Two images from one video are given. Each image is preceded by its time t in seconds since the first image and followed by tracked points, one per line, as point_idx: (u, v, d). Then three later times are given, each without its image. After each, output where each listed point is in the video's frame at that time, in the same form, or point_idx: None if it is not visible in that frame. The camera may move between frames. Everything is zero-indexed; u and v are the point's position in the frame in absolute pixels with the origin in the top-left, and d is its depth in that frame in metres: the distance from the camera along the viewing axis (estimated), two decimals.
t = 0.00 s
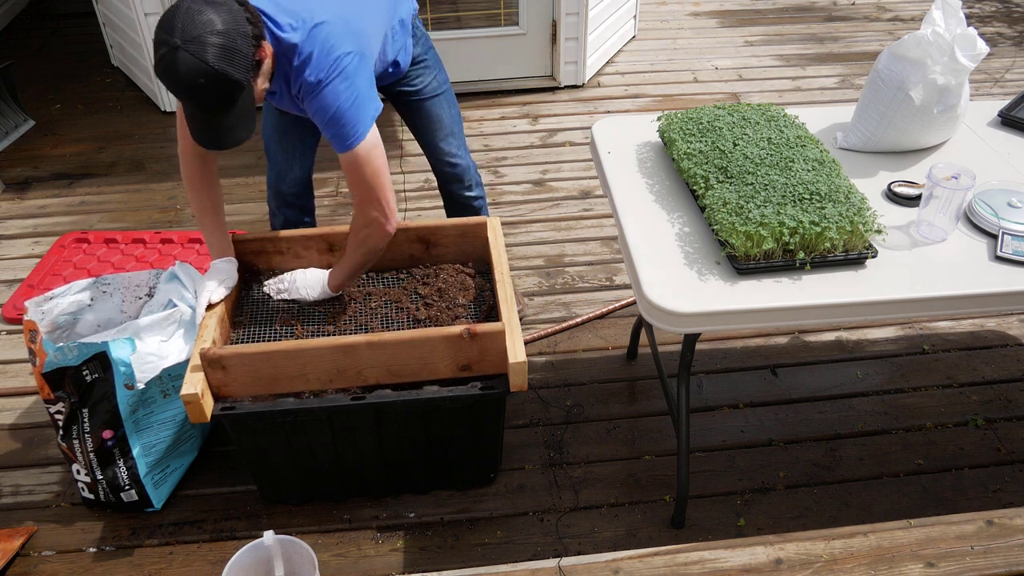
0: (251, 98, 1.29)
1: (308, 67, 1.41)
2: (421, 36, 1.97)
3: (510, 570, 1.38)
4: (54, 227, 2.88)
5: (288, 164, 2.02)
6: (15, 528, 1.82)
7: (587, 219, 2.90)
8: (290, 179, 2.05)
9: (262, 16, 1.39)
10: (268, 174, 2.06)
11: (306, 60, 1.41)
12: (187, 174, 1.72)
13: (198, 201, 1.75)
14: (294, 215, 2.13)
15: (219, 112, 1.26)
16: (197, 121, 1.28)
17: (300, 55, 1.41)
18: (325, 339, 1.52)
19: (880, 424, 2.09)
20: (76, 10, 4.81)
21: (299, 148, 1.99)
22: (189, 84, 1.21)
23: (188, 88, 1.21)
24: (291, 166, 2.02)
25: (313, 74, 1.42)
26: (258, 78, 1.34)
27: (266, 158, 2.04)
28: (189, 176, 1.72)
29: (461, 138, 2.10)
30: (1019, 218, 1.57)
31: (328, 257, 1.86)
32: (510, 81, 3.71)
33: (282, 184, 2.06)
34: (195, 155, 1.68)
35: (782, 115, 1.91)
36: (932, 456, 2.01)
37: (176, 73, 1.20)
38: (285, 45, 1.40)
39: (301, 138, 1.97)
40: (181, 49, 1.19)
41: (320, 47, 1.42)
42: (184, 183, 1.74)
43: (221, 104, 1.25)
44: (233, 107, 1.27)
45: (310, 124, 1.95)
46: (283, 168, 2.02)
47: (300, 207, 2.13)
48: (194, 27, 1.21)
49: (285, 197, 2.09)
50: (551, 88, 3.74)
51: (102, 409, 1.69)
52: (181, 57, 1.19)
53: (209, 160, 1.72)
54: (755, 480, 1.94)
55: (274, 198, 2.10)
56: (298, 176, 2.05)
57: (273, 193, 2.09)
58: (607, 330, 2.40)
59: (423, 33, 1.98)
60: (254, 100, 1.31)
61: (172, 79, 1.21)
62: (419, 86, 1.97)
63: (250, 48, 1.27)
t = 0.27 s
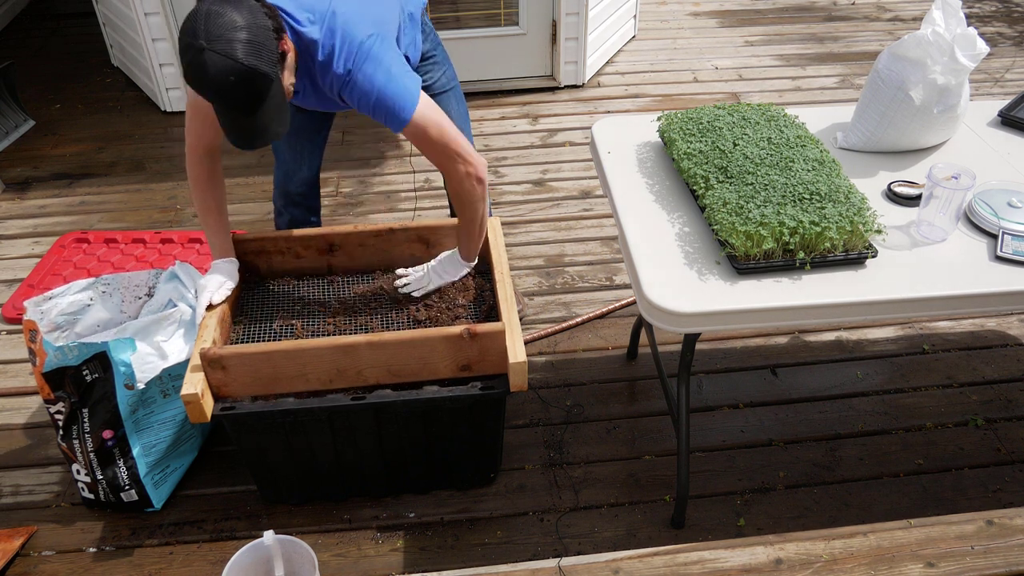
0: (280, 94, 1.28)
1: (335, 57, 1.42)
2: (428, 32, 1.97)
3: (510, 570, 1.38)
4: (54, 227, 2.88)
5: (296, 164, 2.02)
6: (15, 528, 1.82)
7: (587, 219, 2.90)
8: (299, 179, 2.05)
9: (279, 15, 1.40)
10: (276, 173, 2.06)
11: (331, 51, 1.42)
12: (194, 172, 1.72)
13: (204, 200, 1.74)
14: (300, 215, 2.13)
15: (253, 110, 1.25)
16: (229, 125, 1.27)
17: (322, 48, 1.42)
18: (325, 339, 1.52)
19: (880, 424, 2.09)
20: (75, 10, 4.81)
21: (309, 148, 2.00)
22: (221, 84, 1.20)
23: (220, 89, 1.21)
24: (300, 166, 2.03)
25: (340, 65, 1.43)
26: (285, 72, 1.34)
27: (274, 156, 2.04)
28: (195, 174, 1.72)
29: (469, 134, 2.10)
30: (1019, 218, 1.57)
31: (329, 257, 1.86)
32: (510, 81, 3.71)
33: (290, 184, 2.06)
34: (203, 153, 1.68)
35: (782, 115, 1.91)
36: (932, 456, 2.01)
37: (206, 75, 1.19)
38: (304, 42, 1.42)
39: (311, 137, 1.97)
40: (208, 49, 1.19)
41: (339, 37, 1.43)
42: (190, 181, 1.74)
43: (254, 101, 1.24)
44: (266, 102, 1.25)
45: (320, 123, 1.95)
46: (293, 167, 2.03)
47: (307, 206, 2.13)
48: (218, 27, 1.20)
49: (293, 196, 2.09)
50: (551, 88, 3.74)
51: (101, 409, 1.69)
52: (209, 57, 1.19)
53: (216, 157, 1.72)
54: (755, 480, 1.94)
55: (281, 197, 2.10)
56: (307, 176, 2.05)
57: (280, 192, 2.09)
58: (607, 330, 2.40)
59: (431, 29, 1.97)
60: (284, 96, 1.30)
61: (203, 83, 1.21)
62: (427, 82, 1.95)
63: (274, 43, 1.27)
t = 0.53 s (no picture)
0: (311, 74, 1.28)
1: (357, 30, 1.50)
2: (429, 27, 1.98)
3: (510, 570, 1.38)
4: (54, 227, 2.88)
5: (301, 165, 2.02)
6: (15, 528, 1.82)
7: (587, 218, 2.90)
8: (302, 179, 2.05)
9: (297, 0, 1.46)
10: (279, 174, 2.06)
11: (351, 26, 1.50)
12: (199, 172, 1.68)
13: (209, 200, 1.71)
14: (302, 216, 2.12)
15: (287, 91, 1.24)
16: (264, 111, 1.25)
17: (342, 23, 1.49)
18: (325, 339, 1.52)
19: (880, 424, 2.09)
20: (76, 10, 4.81)
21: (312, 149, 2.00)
22: (256, 65, 1.20)
23: (256, 71, 1.20)
24: (304, 166, 2.03)
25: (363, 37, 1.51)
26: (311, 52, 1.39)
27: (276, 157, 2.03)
28: (199, 175, 1.69)
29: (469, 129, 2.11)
30: (1019, 218, 1.57)
31: (329, 257, 1.86)
32: (510, 81, 3.71)
33: (294, 183, 2.06)
34: (209, 154, 1.65)
35: (781, 115, 1.91)
36: (932, 456, 2.01)
37: (240, 58, 1.19)
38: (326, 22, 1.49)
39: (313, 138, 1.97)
40: (240, 32, 1.19)
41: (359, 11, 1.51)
42: (194, 179, 1.70)
43: (289, 81, 1.23)
44: (299, 83, 1.25)
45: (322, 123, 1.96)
46: (296, 167, 2.03)
47: (310, 205, 2.13)
48: (245, 12, 1.21)
49: (296, 196, 2.09)
50: (551, 88, 3.74)
51: (101, 409, 1.69)
52: (241, 39, 1.19)
53: (223, 158, 1.69)
54: (755, 480, 1.94)
55: (284, 197, 2.09)
56: (310, 176, 2.06)
57: (284, 193, 2.08)
58: (608, 330, 2.40)
59: (431, 24, 1.99)
60: (315, 77, 1.30)
61: (238, 67, 1.20)
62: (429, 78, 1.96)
63: (300, 25, 1.28)
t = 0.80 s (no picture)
0: (329, 73, 1.28)
1: (368, 50, 1.43)
2: (424, 29, 1.99)
3: (510, 570, 1.38)
4: (54, 227, 2.88)
5: (297, 165, 2.03)
6: (15, 528, 1.82)
7: (587, 219, 2.90)
8: (299, 179, 2.05)
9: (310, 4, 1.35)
10: (276, 173, 2.06)
11: (363, 43, 1.42)
12: (197, 173, 1.67)
13: (207, 200, 1.70)
14: (301, 216, 2.13)
15: (309, 92, 1.24)
16: (285, 113, 1.25)
17: (354, 37, 1.41)
18: (326, 339, 1.52)
19: (881, 424, 2.09)
20: (76, 10, 4.81)
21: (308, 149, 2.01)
22: (279, 67, 1.19)
23: (279, 73, 1.20)
24: (300, 166, 2.03)
25: (373, 55, 1.44)
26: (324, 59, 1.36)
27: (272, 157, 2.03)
28: (197, 175, 1.67)
29: (466, 128, 2.11)
30: (1019, 218, 1.57)
31: (328, 257, 1.87)
32: (510, 81, 3.71)
33: (291, 183, 2.06)
34: (209, 154, 1.64)
35: (782, 115, 1.91)
36: (932, 456, 2.01)
37: (263, 58, 1.18)
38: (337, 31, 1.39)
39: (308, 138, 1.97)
40: (261, 34, 1.18)
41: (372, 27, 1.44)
42: (192, 180, 1.69)
43: (311, 82, 1.23)
44: (320, 84, 1.25)
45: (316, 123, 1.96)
46: (293, 167, 2.03)
47: (307, 205, 2.13)
48: (264, 13, 1.20)
49: (293, 196, 2.09)
50: (551, 88, 3.74)
51: (101, 409, 1.69)
52: (263, 40, 1.18)
53: (222, 159, 1.68)
54: (755, 480, 1.94)
55: (281, 197, 2.10)
56: (307, 175, 2.06)
57: (281, 193, 2.09)
58: (608, 330, 2.40)
59: (426, 25, 2.00)
60: (333, 77, 1.30)
61: (260, 69, 1.19)
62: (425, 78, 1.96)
63: (316, 25, 1.28)
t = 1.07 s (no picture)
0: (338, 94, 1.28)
1: (374, 69, 1.43)
2: (421, 29, 1.99)
3: (510, 570, 1.38)
4: (54, 227, 2.88)
5: (294, 165, 2.02)
6: (15, 528, 1.82)
7: (587, 219, 2.90)
8: (296, 180, 2.05)
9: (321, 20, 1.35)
10: (273, 175, 2.06)
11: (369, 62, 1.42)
12: (196, 173, 1.67)
13: (207, 201, 1.70)
14: (299, 216, 2.13)
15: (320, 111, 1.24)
16: (295, 131, 1.25)
17: (361, 55, 1.41)
18: (326, 340, 1.52)
19: (881, 424, 2.09)
20: (76, 10, 4.81)
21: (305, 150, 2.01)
22: (292, 85, 1.19)
23: (292, 91, 1.20)
24: (297, 167, 2.03)
25: (380, 75, 1.45)
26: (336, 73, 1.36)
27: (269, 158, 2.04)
28: (196, 176, 1.67)
29: (465, 128, 2.11)
30: (1019, 218, 1.58)
31: (328, 257, 1.87)
32: (510, 81, 3.71)
33: (288, 184, 2.06)
34: (208, 155, 1.64)
35: (782, 115, 1.91)
36: (932, 456, 2.01)
37: (276, 76, 1.18)
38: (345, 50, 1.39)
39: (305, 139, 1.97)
40: (275, 52, 1.19)
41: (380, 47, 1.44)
42: (190, 181, 1.68)
43: (323, 101, 1.24)
44: (331, 103, 1.26)
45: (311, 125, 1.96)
46: (290, 168, 2.03)
47: (304, 205, 2.13)
48: (278, 31, 1.21)
49: (291, 197, 2.09)
50: (551, 88, 3.74)
51: (101, 409, 1.69)
52: (277, 58, 1.18)
53: (221, 158, 1.68)
54: (755, 480, 1.94)
55: (279, 198, 2.10)
56: (304, 176, 2.06)
57: (278, 194, 2.09)
58: (608, 330, 2.40)
59: (423, 26, 1.99)
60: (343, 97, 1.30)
61: (273, 87, 1.19)
62: (422, 79, 1.96)
63: (327, 45, 1.28)
